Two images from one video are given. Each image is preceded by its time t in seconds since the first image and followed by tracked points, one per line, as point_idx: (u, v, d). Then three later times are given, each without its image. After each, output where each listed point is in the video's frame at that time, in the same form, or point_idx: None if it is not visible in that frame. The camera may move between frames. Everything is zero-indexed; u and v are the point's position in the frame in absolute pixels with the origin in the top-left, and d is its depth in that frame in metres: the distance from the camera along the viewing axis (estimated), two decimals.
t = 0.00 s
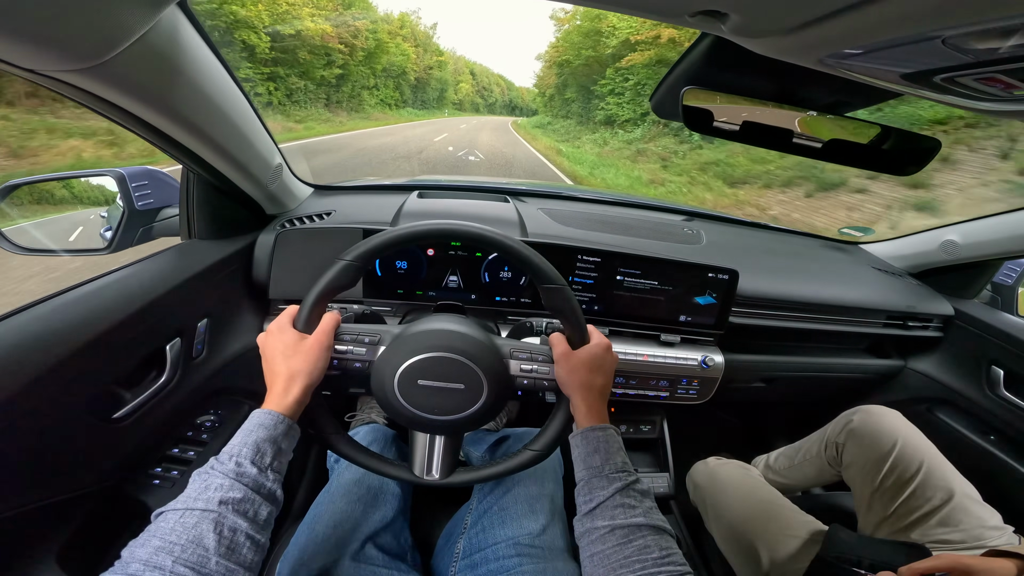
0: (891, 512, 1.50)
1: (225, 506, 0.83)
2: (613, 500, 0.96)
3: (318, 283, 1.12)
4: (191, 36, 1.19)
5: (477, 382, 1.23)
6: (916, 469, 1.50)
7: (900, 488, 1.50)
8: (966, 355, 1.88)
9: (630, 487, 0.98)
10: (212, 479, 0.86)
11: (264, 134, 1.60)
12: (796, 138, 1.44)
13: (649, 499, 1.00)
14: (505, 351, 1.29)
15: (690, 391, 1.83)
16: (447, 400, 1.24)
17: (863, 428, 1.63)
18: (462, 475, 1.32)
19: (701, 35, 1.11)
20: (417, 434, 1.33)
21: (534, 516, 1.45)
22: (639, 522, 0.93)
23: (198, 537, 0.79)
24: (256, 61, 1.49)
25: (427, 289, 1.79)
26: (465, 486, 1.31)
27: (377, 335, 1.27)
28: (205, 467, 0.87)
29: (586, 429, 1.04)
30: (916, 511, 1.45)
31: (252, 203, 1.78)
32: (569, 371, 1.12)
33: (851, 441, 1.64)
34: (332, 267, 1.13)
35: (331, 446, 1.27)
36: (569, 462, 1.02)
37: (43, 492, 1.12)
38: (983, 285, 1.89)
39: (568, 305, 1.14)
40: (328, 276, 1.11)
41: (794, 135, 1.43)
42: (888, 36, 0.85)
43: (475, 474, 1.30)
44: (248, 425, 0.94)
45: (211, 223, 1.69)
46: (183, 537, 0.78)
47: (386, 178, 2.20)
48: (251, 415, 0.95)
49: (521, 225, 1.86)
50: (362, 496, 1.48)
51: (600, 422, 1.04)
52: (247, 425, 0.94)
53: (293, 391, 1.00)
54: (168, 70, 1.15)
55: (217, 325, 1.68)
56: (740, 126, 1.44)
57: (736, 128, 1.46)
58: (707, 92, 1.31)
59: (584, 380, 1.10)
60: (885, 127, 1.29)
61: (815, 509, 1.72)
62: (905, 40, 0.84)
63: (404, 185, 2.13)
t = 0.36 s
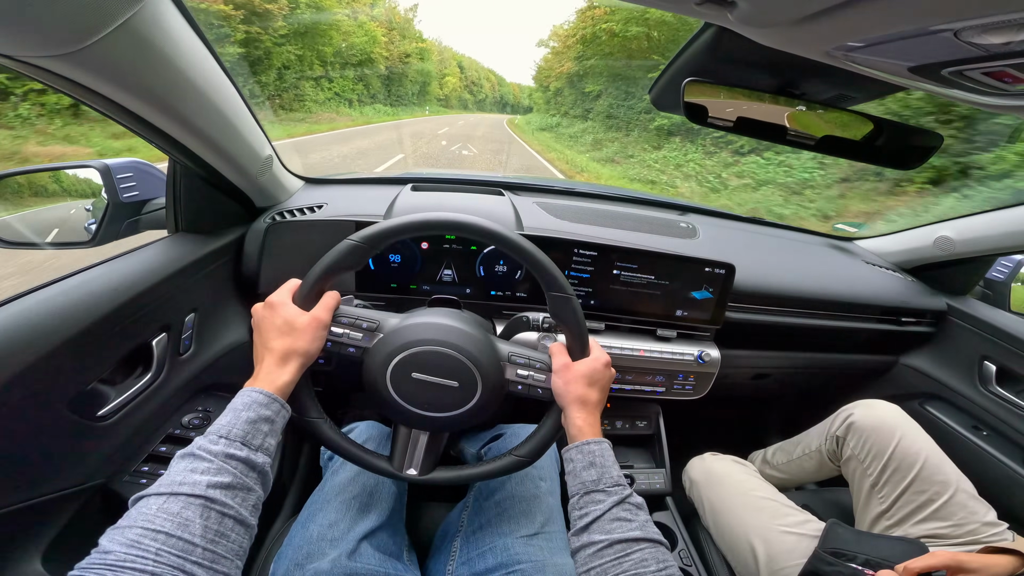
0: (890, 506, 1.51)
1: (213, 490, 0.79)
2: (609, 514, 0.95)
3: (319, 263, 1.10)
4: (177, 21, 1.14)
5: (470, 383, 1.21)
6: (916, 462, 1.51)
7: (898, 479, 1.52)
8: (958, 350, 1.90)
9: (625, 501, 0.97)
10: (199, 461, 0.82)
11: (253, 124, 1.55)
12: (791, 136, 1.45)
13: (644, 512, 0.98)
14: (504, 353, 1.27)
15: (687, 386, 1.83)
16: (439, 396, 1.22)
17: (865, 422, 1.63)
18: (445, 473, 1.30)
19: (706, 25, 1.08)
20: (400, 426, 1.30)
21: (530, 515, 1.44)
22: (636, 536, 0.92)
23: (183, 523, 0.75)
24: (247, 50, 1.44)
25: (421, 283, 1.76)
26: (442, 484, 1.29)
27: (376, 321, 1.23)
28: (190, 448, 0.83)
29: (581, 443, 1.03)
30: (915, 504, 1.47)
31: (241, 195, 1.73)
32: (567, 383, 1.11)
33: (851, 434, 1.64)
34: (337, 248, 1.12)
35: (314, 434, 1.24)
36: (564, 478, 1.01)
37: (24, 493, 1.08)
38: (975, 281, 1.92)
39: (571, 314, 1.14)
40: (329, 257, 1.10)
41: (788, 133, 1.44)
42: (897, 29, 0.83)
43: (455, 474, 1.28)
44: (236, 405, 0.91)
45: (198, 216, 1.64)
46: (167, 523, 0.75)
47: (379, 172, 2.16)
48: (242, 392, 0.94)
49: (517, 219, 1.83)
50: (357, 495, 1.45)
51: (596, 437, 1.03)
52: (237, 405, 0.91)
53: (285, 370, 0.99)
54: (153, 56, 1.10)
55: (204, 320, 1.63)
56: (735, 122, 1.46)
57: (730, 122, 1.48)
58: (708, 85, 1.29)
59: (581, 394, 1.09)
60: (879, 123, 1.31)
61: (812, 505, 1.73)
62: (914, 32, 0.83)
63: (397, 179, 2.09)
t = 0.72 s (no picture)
0: (881, 506, 1.52)
1: (210, 505, 0.80)
2: (608, 502, 0.95)
3: (306, 275, 1.09)
4: (167, 26, 1.14)
5: (469, 382, 1.21)
6: (902, 462, 1.52)
7: (886, 479, 1.53)
8: (954, 345, 1.90)
9: (624, 489, 0.97)
10: (197, 476, 0.83)
11: (246, 127, 1.56)
12: (784, 132, 1.46)
13: (644, 500, 0.98)
14: (499, 348, 1.27)
15: (683, 383, 1.83)
16: (438, 396, 1.22)
17: (849, 422, 1.64)
18: (453, 473, 1.30)
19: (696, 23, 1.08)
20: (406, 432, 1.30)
21: (529, 514, 1.45)
22: (636, 524, 0.92)
23: (182, 537, 0.76)
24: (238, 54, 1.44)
25: (417, 283, 1.77)
26: (456, 484, 1.30)
27: (368, 329, 1.25)
28: (188, 464, 0.84)
29: (580, 431, 1.03)
30: (906, 504, 1.48)
31: (235, 198, 1.73)
32: (563, 371, 1.11)
33: (837, 434, 1.65)
34: (320, 260, 1.10)
35: (315, 443, 1.23)
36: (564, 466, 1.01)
37: (20, 499, 1.08)
38: (969, 276, 1.93)
39: (563, 302, 1.13)
40: (316, 268, 1.08)
41: (781, 130, 1.45)
42: (883, 25, 0.83)
43: (467, 472, 1.29)
44: (234, 421, 0.91)
45: (193, 220, 1.64)
46: (166, 537, 0.75)
47: (373, 173, 2.16)
48: (239, 411, 0.93)
49: (512, 218, 1.84)
50: (350, 496, 1.45)
51: (594, 424, 1.03)
52: (233, 422, 0.91)
53: (282, 386, 0.98)
54: (144, 61, 1.10)
55: (200, 324, 1.63)
56: (727, 118, 1.46)
57: (722, 120, 1.48)
58: (699, 83, 1.29)
59: (578, 380, 1.08)
60: (868, 117, 1.28)
61: (811, 502, 1.75)
62: (901, 28, 0.83)
63: (391, 180, 2.09)
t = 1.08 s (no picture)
0: (854, 479, 1.59)
1: (199, 498, 0.81)
2: (617, 495, 1.00)
3: (281, 265, 1.08)
4: (120, 19, 1.10)
5: (449, 370, 1.22)
6: (872, 435, 1.59)
7: (859, 451, 1.60)
8: (913, 320, 1.99)
9: (632, 482, 1.02)
10: (182, 470, 0.83)
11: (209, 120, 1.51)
12: (750, 116, 1.48)
13: (652, 491, 1.03)
14: (478, 335, 1.28)
15: (659, 363, 1.87)
16: (418, 385, 1.23)
17: (823, 396, 1.70)
18: (435, 461, 1.32)
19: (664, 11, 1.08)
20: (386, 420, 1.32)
21: (516, 499, 1.48)
22: (645, 516, 0.98)
23: (174, 531, 0.77)
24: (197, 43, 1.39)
25: (393, 272, 1.76)
26: (436, 472, 1.32)
27: (346, 318, 1.24)
28: (172, 458, 0.84)
29: (585, 426, 1.06)
30: (876, 477, 1.56)
31: (202, 193, 1.68)
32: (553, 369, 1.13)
33: (811, 409, 1.71)
34: (296, 249, 1.10)
35: (296, 434, 1.24)
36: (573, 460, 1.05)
37: None
38: (928, 252, 2.00)
39: (537, 285, 1.13)
40: (291, 258, 1.08)
41: (748, 113, 1.47)
42: (841, 15, 0.85)
43: (446, 460, 1.31)
44: (214, 414, 0.91)
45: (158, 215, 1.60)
46: (158, 532, 0.77)
47: (343, 162, 2.13)
48: (218, 403, 0.93)
49: (487, 205, 1.83)
50: (342, 487, 1.46)
51: (599, 419, 1.05)
52: (214, 414, 0.91)
53: (261, 377, 0.98)
54: (99, 56, 1.06)
55: (171, 321, 1.61)
56: (697, 104, 1.48)
57: (693, 105, 1.49)
58: (668, 69, 1.30)
59: (569, 377, 1.11)
60: (833, 103, 1.34)
61: (784, 478, 1.83)
62: (857, 19, 0.85)
63: (363, 168, 2.05)
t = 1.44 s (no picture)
0: (814, 443, 1.64)
1: (149, 486, 0.78)
2: (687, 497, 1.03)
3: (229, 239, 1.05)
4: None
5: (407, 347, 1.20)
6: (829, 398, 1.63)
7: (817, 415, 1.64)
8: (864, 285, 2.03)
9: (702, 487, 1.06)
10: (129, 457, 0.80)
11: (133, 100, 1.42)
12: (708, 88, 1.47)
13: (713, 498, 1.08)
14: (437, 311, 1.25)
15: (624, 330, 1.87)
16: (376, 363, 1.20)
17: (781, 357, 1.73)
18: (395, 441, 1.30)
19: None
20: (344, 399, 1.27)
21: (484, 474, 1.49)
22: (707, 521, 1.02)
23: (126, 520, 0.75)
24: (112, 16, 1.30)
25: (349, 249, 1.71)
26: (395, 453, 1.30)
27: (298, 295, 1.20)
28: (117, 446, 0.81)
29: (672, 423, 1.08)
30: (835, 441, 1.60)
31: (133, 175, 1.60)
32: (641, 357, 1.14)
33: (770, 372, 1.74)
34: (244, 224, 1.06)
35: (253, 416, 1.22)
36: (644, 455, 1.08)
37: None
38: (875, 218, 2.06)
39: (498, 263, 1.16)
40: (239, 234, 1.05)
41: (706, 85, 1.45)
42: None
43: (406, 440, 1.29)
44: (160, 397, 0.87)
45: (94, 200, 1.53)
46: (109, 522, 0.74)
47: (293, 142, 2.05)
48: (163, 385, 0.88)
49: (443, 177, 1.79)
50: (308, 473, 1.44)
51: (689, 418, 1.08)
52: (159, 397, 0.87)
53: (210, 357, 0.93)
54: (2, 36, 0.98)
55: (114, 311, 1.55)
56: (657, 76, 1.46)
57: (653, 77, 1.47)
58: (618, 38, 1.26)
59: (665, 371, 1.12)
60: (786, 75, 1.33)
61: (749, 444, 1.88)
62: None
63: (315, 147, 1.98)
